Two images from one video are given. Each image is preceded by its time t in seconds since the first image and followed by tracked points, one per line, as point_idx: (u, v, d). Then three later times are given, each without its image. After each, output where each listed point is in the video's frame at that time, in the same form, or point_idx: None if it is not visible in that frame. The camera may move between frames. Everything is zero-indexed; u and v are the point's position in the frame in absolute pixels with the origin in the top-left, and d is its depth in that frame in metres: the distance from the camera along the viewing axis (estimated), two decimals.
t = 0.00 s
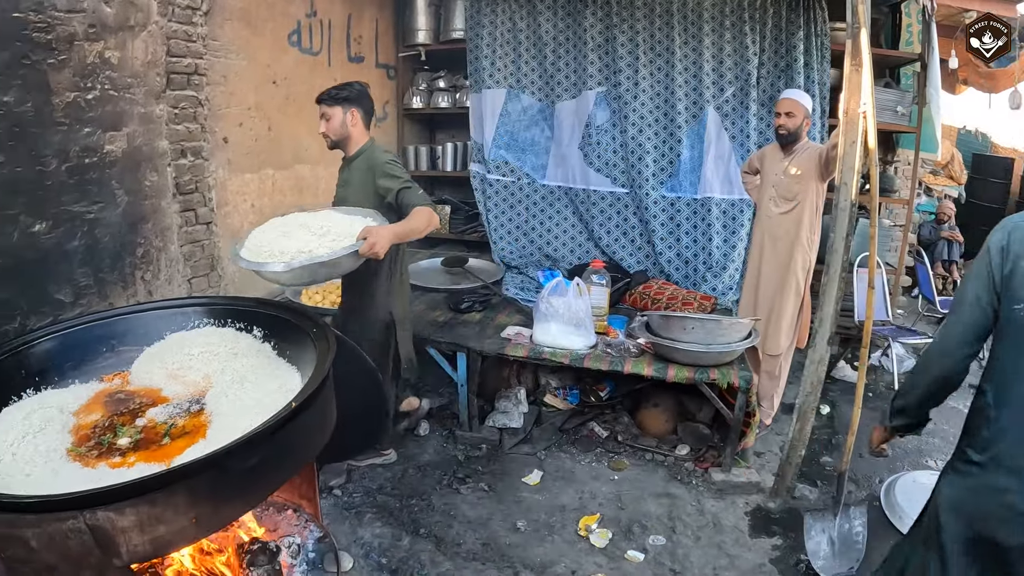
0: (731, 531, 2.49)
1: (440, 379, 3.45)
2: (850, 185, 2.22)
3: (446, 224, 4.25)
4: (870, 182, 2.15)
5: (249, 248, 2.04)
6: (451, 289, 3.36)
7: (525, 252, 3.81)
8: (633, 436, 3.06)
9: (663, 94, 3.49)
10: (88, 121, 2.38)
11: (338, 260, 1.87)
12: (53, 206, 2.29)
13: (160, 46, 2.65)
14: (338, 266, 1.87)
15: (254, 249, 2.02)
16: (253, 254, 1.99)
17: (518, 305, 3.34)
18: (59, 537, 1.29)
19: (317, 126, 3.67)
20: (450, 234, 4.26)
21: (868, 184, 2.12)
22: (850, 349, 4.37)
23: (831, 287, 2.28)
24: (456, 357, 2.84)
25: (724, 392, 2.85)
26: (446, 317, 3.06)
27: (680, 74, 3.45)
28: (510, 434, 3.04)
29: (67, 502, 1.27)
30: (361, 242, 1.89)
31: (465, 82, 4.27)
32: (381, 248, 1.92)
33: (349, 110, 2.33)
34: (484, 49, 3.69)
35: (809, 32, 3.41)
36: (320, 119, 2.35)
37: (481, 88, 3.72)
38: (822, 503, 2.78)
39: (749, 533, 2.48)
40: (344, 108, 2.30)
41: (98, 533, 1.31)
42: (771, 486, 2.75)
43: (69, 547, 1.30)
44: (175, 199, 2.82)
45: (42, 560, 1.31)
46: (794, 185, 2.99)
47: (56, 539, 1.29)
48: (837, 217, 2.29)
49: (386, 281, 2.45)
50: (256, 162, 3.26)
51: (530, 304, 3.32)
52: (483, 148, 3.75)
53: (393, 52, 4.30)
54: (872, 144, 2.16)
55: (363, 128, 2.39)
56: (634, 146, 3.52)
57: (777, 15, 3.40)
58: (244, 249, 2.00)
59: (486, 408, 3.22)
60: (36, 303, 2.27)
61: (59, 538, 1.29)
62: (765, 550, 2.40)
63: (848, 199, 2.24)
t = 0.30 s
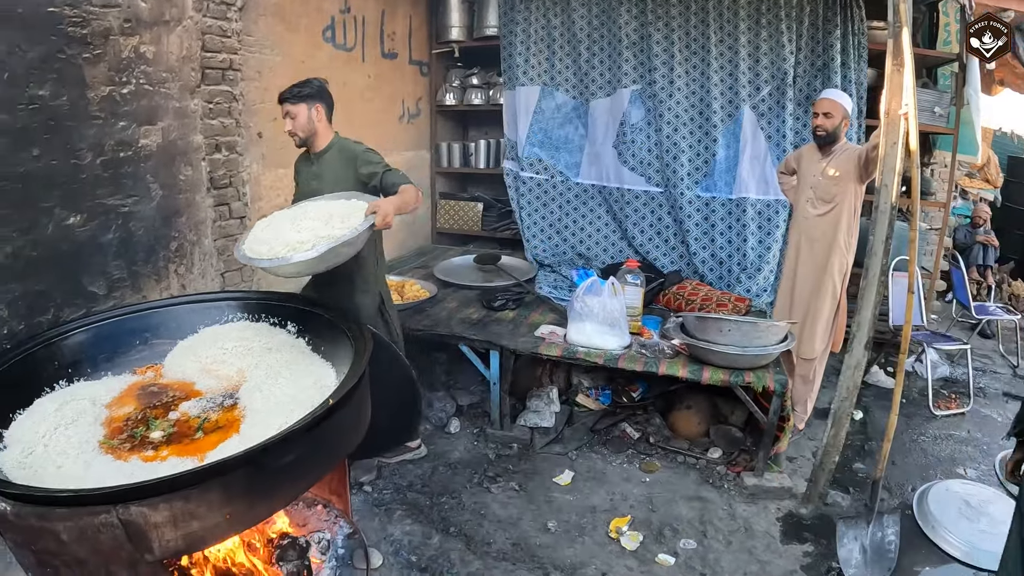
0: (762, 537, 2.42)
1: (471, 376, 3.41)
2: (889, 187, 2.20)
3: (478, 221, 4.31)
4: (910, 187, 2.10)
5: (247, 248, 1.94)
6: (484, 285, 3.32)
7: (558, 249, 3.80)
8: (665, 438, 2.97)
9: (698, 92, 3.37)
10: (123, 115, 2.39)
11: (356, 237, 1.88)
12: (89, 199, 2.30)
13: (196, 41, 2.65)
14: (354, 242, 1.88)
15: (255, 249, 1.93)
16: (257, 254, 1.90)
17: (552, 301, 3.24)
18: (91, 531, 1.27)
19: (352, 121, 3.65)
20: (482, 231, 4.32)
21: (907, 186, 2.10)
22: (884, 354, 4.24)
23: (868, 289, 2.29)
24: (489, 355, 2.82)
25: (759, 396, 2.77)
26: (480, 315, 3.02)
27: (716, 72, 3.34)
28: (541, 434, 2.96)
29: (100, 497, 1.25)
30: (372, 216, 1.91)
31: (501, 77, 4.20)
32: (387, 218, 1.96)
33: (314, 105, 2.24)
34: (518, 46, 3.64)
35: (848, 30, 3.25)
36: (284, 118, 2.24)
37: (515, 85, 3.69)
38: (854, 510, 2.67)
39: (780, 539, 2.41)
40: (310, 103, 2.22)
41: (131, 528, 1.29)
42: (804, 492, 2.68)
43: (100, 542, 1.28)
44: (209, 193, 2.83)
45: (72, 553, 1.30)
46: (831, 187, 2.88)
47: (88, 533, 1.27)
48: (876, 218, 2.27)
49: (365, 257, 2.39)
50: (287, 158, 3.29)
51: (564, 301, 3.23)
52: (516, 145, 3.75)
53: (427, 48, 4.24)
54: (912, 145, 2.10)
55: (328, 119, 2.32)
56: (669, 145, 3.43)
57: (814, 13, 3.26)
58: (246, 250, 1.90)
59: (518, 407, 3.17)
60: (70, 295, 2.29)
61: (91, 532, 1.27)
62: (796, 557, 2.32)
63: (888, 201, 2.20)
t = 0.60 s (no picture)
0: (795, 546, 2.33)
1: (504, 374, 3.36)
2: (935, 192, 2.13)
3: (512, 218, 4.26)
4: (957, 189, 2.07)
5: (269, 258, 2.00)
6: (518, 283, 3.27)
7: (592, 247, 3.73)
8: (698, 442, 2.89)
9: (736, 91, 3.28)
10: (157, 109, 2.38)
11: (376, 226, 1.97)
12: (122, 191, 2.30)
13: (230, 35, 2.63)
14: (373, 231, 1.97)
15: (277, 259, 1.98)
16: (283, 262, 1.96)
17: (586, 302, 3.18)
18: (120, 527, 1.25)
19: (386, 117, 3.62)
20: (516, 228, 4.25)
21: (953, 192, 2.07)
22: (920, 360, 4.09)
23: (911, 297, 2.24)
24: (523, 354, 2.80)
25: (797, 401, 2.68)
26: (514, 313, 2.97)
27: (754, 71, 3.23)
28: (574, 434, 2.92)
29: (129, 494, 1.22)
30: (384, 202, 2.00)
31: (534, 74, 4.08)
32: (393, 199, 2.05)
33: (299, 95, 2.23)
34: (553, 42, 3.54)
35: (888, 29, 3.10)
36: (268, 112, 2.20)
37: (550, 82, 3.60)
38: (889, 522, 2.52)
39: (813, 548, 2.32)
40: (297, 93, 2.20)
41: (160, 526, 1.26)
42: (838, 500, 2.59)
43: (128, 538, 1.26)
44: (243, 187, 2.82)
45: (100, 549, 1.28)
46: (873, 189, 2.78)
47: (116, 529, 1.25)
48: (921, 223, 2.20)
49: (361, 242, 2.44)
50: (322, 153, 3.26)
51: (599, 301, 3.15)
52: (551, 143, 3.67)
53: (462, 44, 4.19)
54: (960, 149, 2.07)
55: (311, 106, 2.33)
56: (706, 144, 3.33)
57: (854, 11, 3.11)
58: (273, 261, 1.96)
59: (550, 407, 3.11)
60: (103, 286, 2.30)
61: (119, 528, 1.25)
62: (829, 567, 2.24)
63: (932, 206, 2.14)
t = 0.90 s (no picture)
0: (828, 557, 2.25)
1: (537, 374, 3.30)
2: (981, 196, 2.04)
3: (547, 215, 4.18)
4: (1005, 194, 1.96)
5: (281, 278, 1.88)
6: (553, 282, 3.22)
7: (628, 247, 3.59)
8: (732, 447, 2.81)
9: (775, 91, 3.11)
10: (192, 102, 2.37)
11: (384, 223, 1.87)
12: (157, 184, 2.30)
13: (266, 29, 2.60)
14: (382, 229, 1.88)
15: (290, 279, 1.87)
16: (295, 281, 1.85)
17: (621, 302, 3.09)
18: (147, 523, 1.23)
19: (421, 113, 3.58)
20: (550, 226, 4.18)
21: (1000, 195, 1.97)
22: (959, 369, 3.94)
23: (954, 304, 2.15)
24: (557, 353, 2.75)
25: (833, 410, 2.60)
26: (548, 312, 2.92)
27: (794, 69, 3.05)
28: (606, 436, 2.85)
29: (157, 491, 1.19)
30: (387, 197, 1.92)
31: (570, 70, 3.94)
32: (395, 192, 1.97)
33: (299, 97, 2.17)
34: (590, 40, 3.38)
35: (929, 29, 2.88)
36: (272, 117, 2.15)
37: (588, 78, 3.44)
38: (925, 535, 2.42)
39: (846, 559, 2.25)
40: (298, 95, 2.15)
41: (188, 523, 1.23)
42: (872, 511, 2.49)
43: (156, 534, 1.24)
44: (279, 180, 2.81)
45: (127, 544, 1.26)
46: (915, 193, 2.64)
47: (143, 525, 1.23)
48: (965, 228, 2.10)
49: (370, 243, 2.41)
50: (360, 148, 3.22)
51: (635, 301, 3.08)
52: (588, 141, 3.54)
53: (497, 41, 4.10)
54: (1007, 151, 1.96)
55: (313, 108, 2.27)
56: (745, 143, 3.17)
57: (895, 9, 2.91)
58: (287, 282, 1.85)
59: (583, 407, 3.06)
60: (136, 278, 2.30)
61: (146, 525, 1.23)
62: None
63: (979, 211, 2.06)
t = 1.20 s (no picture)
0: (860, 569, 2.18)
1: (569, 375, 3.24)
2: None
3: (581, 215, 4.09)
4: None
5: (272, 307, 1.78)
6: (587, 282, 3.16)
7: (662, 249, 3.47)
8: (764, 454, 2.73)
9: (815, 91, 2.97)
10: (225, 96, 2.35)
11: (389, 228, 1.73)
12: (189, 177, 2.30)
13: (300, 23, 2.54)
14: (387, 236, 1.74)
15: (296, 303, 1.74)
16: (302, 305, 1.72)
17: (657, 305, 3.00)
18: (171, 521, 1.21)
19: (455, 108, 3.53)
20: (584, 225, 4.09)
21: None
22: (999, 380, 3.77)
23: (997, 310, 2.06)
24: (591, 354, 2.72)
25: (870, 418, 2.48)
26: (582, 313, 2.87)
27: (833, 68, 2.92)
28: (637, 439, 2.80)
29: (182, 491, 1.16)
30: (385, 197, 1.76)
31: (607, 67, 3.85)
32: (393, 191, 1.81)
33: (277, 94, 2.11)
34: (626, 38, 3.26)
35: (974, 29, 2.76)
36: (250, 118, 2.07)
37: (622, 76, 3.32)
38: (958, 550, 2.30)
39: (879, 573, 2.17)
40: (274, 92, 2.08)
41: (212, 522, 1.21)
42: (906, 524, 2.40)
43: (179, 532, 1.21)
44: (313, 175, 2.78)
45: (150, 541, 1.24)
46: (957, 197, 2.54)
47: (168, 523, 1.21)
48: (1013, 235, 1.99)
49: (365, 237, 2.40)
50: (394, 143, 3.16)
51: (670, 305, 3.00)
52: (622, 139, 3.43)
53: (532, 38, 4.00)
54: None
55: (290, 106, 2.20)
56: (782, 144, 3.03)
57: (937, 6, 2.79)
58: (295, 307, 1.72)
59: (614, 410, 2.99)
60: (167, 271, 2.31)
61: (170, 523, 1.21)
62: None
63: None
